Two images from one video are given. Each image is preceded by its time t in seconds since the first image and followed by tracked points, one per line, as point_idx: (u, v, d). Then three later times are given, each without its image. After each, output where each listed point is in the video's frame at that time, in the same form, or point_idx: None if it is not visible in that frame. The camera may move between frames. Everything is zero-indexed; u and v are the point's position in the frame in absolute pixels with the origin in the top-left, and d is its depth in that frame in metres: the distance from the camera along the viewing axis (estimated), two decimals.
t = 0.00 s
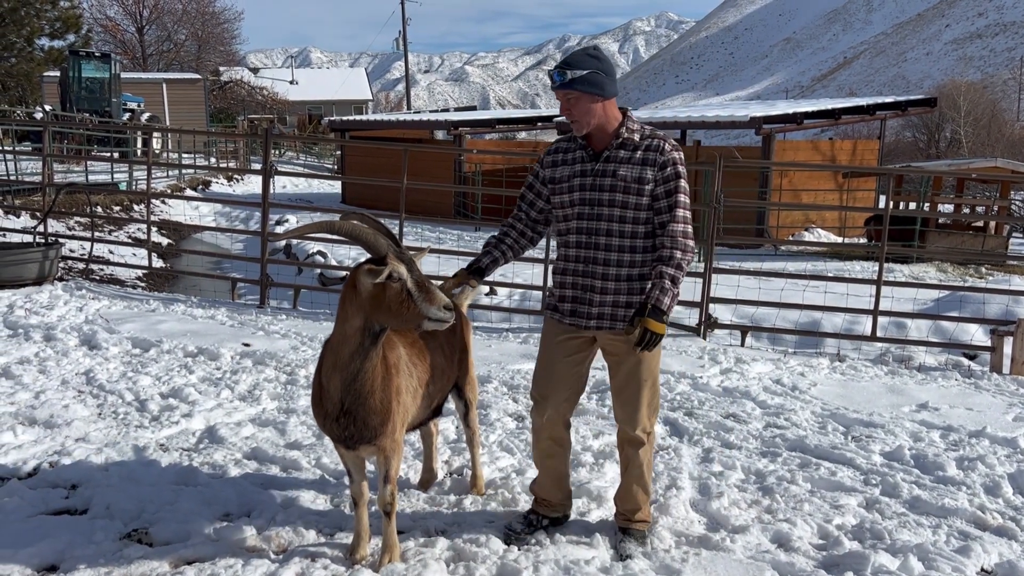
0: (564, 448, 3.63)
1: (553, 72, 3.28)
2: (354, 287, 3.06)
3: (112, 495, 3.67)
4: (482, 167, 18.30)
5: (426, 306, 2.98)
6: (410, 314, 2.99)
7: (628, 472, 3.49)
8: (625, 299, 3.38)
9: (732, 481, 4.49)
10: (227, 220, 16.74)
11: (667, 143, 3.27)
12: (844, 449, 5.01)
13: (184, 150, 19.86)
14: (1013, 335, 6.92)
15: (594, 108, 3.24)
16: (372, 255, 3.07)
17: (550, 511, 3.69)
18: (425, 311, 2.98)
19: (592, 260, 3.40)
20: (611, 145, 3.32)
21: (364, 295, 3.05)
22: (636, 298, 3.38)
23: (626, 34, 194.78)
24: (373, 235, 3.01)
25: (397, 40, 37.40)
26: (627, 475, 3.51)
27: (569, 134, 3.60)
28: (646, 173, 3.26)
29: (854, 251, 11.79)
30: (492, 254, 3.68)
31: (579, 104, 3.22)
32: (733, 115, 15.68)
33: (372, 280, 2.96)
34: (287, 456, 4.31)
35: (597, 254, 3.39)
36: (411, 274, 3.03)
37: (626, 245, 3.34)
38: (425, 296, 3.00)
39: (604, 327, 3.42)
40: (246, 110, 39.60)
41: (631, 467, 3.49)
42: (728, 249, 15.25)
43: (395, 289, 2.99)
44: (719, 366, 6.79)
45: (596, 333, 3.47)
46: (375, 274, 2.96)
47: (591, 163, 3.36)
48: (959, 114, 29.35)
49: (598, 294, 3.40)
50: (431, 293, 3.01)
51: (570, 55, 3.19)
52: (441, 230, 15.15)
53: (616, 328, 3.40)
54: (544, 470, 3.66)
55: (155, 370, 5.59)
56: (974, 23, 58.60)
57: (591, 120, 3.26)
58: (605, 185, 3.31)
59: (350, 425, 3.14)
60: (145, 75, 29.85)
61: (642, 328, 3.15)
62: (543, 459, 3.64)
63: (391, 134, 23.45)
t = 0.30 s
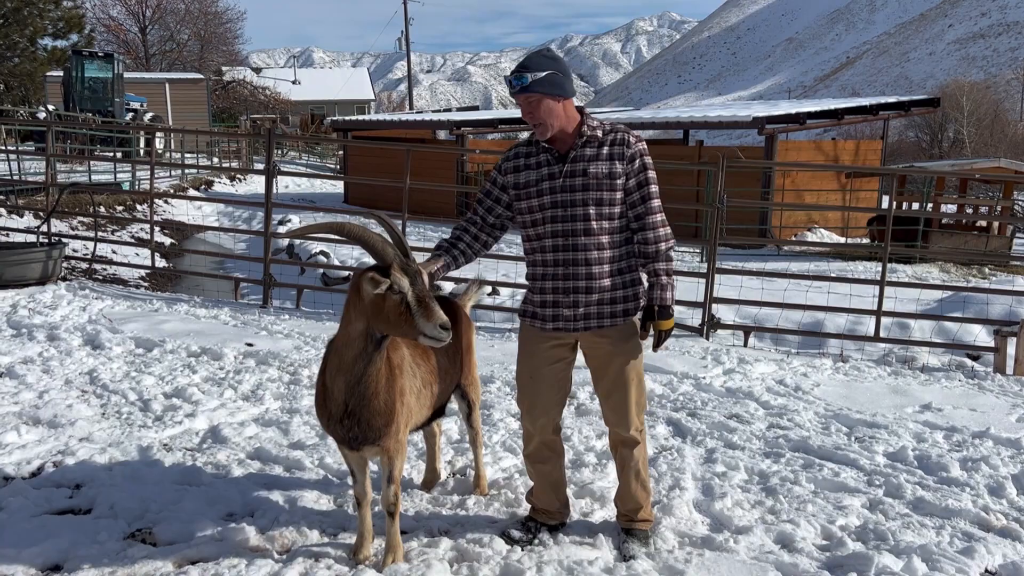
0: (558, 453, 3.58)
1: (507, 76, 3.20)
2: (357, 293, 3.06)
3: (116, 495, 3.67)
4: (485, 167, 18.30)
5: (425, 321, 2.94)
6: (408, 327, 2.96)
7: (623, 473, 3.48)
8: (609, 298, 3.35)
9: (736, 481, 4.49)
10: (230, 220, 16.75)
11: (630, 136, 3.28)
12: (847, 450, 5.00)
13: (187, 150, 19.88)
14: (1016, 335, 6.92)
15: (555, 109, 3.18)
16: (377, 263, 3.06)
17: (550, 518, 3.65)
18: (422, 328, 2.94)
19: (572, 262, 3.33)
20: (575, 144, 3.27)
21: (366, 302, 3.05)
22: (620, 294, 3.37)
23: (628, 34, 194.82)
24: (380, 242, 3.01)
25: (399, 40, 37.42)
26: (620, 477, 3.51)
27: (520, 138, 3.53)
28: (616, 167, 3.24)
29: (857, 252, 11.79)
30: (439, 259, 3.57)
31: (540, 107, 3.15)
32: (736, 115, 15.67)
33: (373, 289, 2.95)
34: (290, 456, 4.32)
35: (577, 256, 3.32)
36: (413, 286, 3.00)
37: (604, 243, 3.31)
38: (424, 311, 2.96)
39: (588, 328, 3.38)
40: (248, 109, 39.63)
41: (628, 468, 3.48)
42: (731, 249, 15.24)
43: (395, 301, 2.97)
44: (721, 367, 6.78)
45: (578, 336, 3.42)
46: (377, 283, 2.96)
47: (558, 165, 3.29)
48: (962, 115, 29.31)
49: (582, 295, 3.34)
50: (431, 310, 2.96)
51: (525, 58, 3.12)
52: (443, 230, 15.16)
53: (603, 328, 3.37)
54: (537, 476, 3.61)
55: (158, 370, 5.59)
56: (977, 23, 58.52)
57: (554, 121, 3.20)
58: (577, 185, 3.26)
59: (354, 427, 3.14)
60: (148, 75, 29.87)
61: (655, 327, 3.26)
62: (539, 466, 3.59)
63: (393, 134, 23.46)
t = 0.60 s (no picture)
0: (557, 448, 3.59)
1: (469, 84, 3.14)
2: (358, 296, 3.06)
3: (118, 493, 3.67)
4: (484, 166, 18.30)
5: (422, 328, 2.92)
6: (406, 332, 2.95)
7: (621, 464, 3.48)
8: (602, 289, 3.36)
9: (736, 479, 4.50)
10: (229, 220, 16.76)
11: (595, 125, 3.33)
12: (847, 447, 5.01)
13: (186, 149, 19.87)
14: (1015, 334, 6.94)
15: (521, 110, 3.15)
16: (378, 267, 3.06)
17: (555, 514, 3.65)
18: (419, 334, 2.91)
19: (561, 258, 3.31)
20: (545, 141, 3.25)
21: (367, 305, 3.04)
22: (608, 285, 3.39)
23: (626, 33, 194.87)
24: (382, 246, 3.00)
25: (397, 38, 37.45)
26: (616, 471, 3.51)
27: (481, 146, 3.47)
28: (590, 157, 3.28)
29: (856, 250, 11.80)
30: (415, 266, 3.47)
31: (508, 110, 3.11)
32: (734, 114, 15.65)
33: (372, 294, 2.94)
34: (292, 454, 4.32)
35: (565, 252, 3.30)
36: (412, 291, 2.98)
37: (589, 234, 3.33)
38: (422, 318, 2.93)
39: (580, 323, 3.38)
40: (247, 108, 39.60)
41: (627, 461, 3.48)
42: (730, 248, 15.26)
43: (394, 306, 2.96)
44: (722, 365, 6.78)
45: (570, 332, 3.41)
46: (376, 287, 2.95)
47: (533, 165, 3.27)
48: (960, 113, 29.34)
49: (573, 290, 3.34)
50: (428, 316, 2.94)
51: (487, 62, 3.07)
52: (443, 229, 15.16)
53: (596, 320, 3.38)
54: (537, 474, 3.61)
55: (158, 369, 5.59)
56: (976, 22, 58.53)
57: (523, 122, 3.16)
58: (557, 181, 3.24)
59: (356, 427, 3.15)
60: (147, 74, 29.84)
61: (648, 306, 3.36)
62: (540, 465, 3.59)
63: (391, 133, 23.46)
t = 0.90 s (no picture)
0: (557, 444, 3.59)
1: (451, 86, 3.13)
2: (361, 296, 3.06)
3: (117, 491, 3.67)
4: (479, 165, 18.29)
5: (424, 327, 2.92)
6: (409, 331, 2.95)
7: (618, 458, 3.48)
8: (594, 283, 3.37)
9: (735, 475, 4.52)
10: (223, 218, 16.75)
11: (579, 121, 3.33)
12: (845, 444, 5.03)
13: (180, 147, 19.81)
14: (1010, 330, 7.00)
15: (503, 110, 3.14)
16: (381, 266, 3.06)
17: (555, 510, 3.66)
18: (421, 332, 2.92)
19: (551, 256, 3.32)
20: (530, 140, 3.25)
21: (369, 305, 3.05)
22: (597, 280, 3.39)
23: (620, 31, 194.92)
24: (384, 246, 3.01)
25: (391, 36, 37.37)
26: (613, 466, 3.51)
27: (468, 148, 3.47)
28: (575, 154, 3.28)
29: (850, 247, 11.87)
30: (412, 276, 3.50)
31: (490, 111, 3.10)
32: (729, 111, 15.67)
33: (376, 293, 2.95)
34: (291, 451, 4.32)
35: (555, 250, 3.31)
36: (415, 290, 2.98)
37: (578, 230, 3.33)
38: (424, 317, 2.93)
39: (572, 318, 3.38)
40: (241, 107, 39.49)
41: (623, 457, 3.49)
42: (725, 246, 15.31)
43: (396, 306, 2.96)
44: (718, 362, 6.80)
45: (564, 329, 3.42)
46: (379, 288, 2.95)
47: (520, 164, 3.27)
48: (953, 111, 29.46)
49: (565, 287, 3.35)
50: (431, 314, 2.95)
51: (467, 63, 3.05)
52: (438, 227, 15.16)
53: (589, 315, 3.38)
54: (538, 470, 3.61)
55: (156, 367, 5.58)
56: (968, 20, 58.74)
57: (506, 122, 3.16)
58: (544, 178, 3.24)
59: (357, 424, 3.15)
60: (140, 72, 29.76)
61: (622, 301, 3.26)
62: (539, 461, 3.60)
63: (385, 131, 23.45)
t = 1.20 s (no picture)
0: (552, 441, 3.59)
1: (445, 83, 3.15)
2: (364, 293, 3.06)
3: (116, 489, 3.66)
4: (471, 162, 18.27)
5: (427, 324, 2.93)
6: (412, 328, 2.96)
7: (608, 458, 3.49)
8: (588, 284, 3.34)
9: (732, 471, 4.54)
10: (214, 216, 16.67)
11: (578, 120, 3.26)
12: (840, 438, 5.07)
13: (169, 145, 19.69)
14: (1001, 325, 7.07)
15: (498, 108, 3.14)
16: (384, 263, 3.06)
17: (550, 507, 3.66)
18: (424, 329, 2.93)
19: (540, 255, 3.33)
20: (525, 138, 3.24)
21: (372, 301, 3.05)
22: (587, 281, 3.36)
23: (610, 28, 194.99)
24: (387, 243, 3.02)
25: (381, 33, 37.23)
26: (608, 465, 3.51)
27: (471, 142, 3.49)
28: (569, 154, 3.23)
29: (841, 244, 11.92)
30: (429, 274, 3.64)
31: (484, 108, 3.10)
32: (720, 109, 15.71)
33: (379, 291, 2.94)
34: (289, 449, 4.31)
35: (544, 250, 3.32)
36: (418, 287, 2.99)
37: (570, 230, 3.31)
38: (428, 313, 2.94)
39: (562, 318, 3.37)
40: (230, 104, 39.28)
41: (615, 457, 3.49)
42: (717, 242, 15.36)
43: (400, 302, 2.97)
44: (713, 358, 6.83)
45: (557, 327, 3.41)
46: (382, 284, 2.96)
47: (513, 161, 3.27)
48: (941, 108, 29.64)
49: (555, 286, 3.35)
50: (434, 310, 2.96)
51: (459, 61, 3.06)
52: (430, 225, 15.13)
53: (578, 315, 3.36)
54: (534, 465, 3.62)
55: (151, 365, 5.55)
56: (955, 18, 59.10)
57: (501, 120, 3.16)
58: (535, 177, 3.23)
59: (358, 421, 3.15)
60: (128, 69, 29.59)
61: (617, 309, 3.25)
62: (532, 456, 3.61)
63: (376, 128, 23.40)
